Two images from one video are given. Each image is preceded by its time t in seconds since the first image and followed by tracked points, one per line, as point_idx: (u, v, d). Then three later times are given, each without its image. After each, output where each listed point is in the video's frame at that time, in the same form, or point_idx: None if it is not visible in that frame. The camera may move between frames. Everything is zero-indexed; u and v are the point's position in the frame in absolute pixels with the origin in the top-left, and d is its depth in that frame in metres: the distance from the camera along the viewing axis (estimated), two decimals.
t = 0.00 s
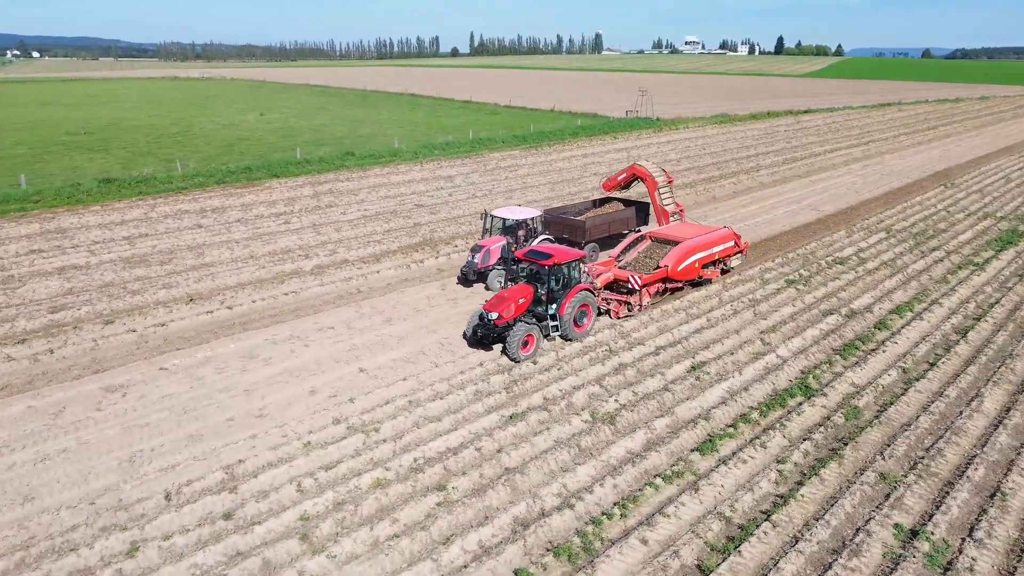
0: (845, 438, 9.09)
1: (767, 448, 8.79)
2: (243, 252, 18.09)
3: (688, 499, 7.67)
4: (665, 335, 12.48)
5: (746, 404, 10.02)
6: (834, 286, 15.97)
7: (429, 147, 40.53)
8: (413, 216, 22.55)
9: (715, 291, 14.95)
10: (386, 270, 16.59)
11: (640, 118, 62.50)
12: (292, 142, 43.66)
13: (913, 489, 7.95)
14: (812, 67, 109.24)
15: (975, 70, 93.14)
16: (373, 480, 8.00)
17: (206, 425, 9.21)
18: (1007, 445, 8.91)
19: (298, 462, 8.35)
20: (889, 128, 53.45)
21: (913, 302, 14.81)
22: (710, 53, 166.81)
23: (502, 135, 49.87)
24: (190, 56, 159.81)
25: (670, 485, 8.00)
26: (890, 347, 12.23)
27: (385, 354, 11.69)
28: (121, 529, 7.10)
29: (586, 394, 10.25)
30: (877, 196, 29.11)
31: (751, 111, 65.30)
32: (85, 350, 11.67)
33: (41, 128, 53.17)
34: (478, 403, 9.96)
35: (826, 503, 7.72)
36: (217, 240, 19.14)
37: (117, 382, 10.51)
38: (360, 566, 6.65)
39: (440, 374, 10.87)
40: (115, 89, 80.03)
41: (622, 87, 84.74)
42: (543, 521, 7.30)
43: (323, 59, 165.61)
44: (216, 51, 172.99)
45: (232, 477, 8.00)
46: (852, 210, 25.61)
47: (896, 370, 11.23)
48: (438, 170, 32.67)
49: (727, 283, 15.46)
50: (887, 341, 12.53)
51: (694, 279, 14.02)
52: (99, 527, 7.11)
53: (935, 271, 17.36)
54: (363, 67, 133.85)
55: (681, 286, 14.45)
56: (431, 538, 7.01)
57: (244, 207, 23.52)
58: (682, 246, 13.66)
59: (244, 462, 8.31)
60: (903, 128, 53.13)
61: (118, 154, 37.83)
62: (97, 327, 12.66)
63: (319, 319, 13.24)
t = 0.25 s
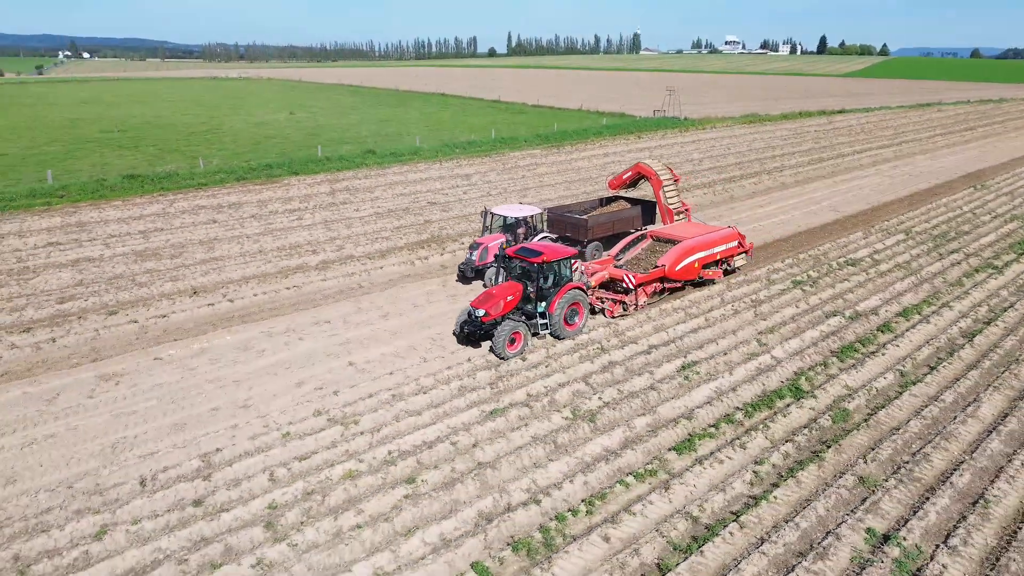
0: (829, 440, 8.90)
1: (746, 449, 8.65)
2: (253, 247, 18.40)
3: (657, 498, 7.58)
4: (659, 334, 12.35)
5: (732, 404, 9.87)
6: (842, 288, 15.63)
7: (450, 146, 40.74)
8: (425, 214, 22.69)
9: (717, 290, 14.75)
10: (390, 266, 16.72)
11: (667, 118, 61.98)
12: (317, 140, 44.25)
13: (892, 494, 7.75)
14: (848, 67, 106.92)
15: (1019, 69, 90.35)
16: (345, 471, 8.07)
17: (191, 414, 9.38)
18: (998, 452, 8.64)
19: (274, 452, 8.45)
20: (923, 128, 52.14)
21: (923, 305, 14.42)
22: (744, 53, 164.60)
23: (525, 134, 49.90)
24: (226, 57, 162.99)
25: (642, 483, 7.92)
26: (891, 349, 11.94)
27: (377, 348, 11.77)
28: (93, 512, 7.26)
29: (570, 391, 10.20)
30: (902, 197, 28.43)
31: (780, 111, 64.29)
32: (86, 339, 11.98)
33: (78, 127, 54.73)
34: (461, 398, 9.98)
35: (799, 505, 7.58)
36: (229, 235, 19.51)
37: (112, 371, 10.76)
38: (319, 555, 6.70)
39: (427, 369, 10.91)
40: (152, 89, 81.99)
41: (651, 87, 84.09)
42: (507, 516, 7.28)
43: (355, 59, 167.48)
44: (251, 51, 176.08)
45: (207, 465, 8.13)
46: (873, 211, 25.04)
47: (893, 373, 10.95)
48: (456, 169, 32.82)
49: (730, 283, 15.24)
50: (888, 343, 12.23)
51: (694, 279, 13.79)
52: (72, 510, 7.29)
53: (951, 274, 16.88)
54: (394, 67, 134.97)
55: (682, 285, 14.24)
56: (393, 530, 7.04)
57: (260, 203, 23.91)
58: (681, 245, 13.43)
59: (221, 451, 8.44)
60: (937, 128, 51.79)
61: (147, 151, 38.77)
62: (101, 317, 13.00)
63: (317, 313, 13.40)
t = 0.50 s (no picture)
0: (812, 443, 8.70)
1: (725, 450, 8.51)
2: (264, 242, 18.68)
3: (625, 497, 7.50)
4: (653, 333, 12.21)
5: (718, 405, 9.72)
6: (851, 290, 15.28)
7: (472, 145, 40.89)
8: (437, 211, 22.80)
9: (719, 290, 14.54)
10: (394, 262, 16.84)
11: (695, 117, 61.34)
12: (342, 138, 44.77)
13: (869, 499, 7.55)
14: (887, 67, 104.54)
15: None
16: (319, 462, 8.14)
17: (178, 403, 9.56)
18: (988, 459, 8.36)
19: (252, 442, 8.57)
20: (960, 129, 50.74)
21: (933, 308, 14.02)
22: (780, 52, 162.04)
23: (549, 133, 49.84)
24: (262, 57, 165.93)
25: (613, 481, 7.84)
26: (891, 352, 11.63)
27: (369, 342, 11.86)
28: (69, 495, 7.45)
29: (555, 388, 10.15)
30: (928, 199, 27.70)
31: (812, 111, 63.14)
32: (89, 329, 12.29)
33: (114, 124, 56.19)
34: (444, 393, 9.99)
35: (771, 508, 7.43)
36: (242, 230, 19.84)
37: (109, 360, 11.02)
38: (281, 543, 6.77)
39: (415, 363, 10.95)
40: (188, 88, 83.86)
41: (681, 87, 83.29)
42: (472, 510, 7.28)
43: (388, 59, 169.04)
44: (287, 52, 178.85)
45: (185, 453, 8.28)
46: (896, 213, 24.42)
47: (891, 377, 10.67)
48: (475, 167, 32.92)
49: (734, 283, 15.01)
50: (890, 346, 11.92)
51: (695, 279, 13.54)
52: (49, 493, 7.48)
53: (968, 277, 16.39)
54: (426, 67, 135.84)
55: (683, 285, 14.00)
56: (356, 520, 7.09)
57: (277, 199, 24.27)
58: (680, 245, 13.18)
59: (201, 440, 8.58)
60: (975, 129, 50.35)
61: (177, 148, 39.66)
62: (106, 308, 13.33)
63: (316, 308, 13.55)
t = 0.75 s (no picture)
0: (795, 446, 8.52)
1: (704, 450, 8.38)
2: (276, 237, 18.97)
3: (593, 495, 7.44)
4: (648, 332, 12.08)
5: (704, 405, 9.58)
6: (861, 292, 14.91)
7: (496, 144, 40.98)
8: (451, 209, 22.90)
9: (723, 290, 14.32)
10: (401, 258, 16.95)
11: (725, 117, 60.58)
12: (367, 137, 45.25)
13: (846, 504, 7.37)
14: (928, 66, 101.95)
15: None
16: (295, 452, 8.23)
17: (168, 392, 9.75)
18: (978, 466, 8.09)
19: (234, 431, 8.70)
20: (1000, 130, 49.17)
21: (945, 311, 13.60)
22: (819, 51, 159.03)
23: (574, 132, 49.72)
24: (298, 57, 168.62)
25: (584, 479, 7.79)
26: (893, 355, 11.32)
27: (363, 337, 11.96)
28: (50, 479, 7.66)
29: (541, 385, 10.10)
30: (958, 201, 26.89)
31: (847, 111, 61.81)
32: (95, 320, 12.63)
33: (150, 122, 57.64)
34: (429, 387, 10.02)
35: (742, 510, 7.30)
36: (257, 226, 20.18)
37: (109, 350, 11.31)
38: (246, 530, 6.87)
39: (405, 358, 11.01)
40: (223, 87, 85.64)
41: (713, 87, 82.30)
42: (438, 504, 7.29)
43: (422, 59, 170.33)
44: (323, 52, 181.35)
45: (167, 441, 8.45)
46: (921, 215, 23.77)
47: (888, 380, 10.39)
48: (495, 166, 32.97)
49: (739, 283, 14.77)
50: (893, 349, 11.60)
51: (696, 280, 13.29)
52: (32, 476, 7.71)
53: (987, 281, 15.86)
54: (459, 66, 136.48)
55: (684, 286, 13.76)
56: (322, 510, 7.15)
57: (295, 196, 24.63)
58: (681, 244, 12.91)
59: (185, 428, 8.75)
60: (1016, 130, 48.74)
61: (206, 146, 40.54)
62: (114, 300, 13.68)
63: (316, 302, 13.71)
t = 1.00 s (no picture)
0: (779, 449, 8.34)
1: (683, 451, 8.26)
2: (290, 233, 19.26)
3: (563, 492, 7.39)
4: (645, 330, 11.94)
5: (691, 405, 9.43)
6: (873, 294, 14.51)
7: (521, 143, 41.01)
8: (466, 207, 22.98)
9: (728, 290, 14.09)
10: (409, 254, 17.07)
11: (758, 117, 59.65)
12: (395, 136, 45.66)
13: (822, 509, 7.18)
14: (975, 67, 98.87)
15: None
16: (274, 442, 8.34)
17: (161, 381, 9.98)
18: (967, 474, 7.81)
19: (219, 420, 8.85)
20: None
21: (958, 316, 13.15)
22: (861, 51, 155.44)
23: (602, 131, 49.49)
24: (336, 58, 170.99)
25: (557, 476, 7.74)
26: (896, 359, 11.00)
27: (360, 331, 12.07)
28: (37, 462, 7.90)
29: (528, 382, 10.07)
30: (991, 203, 26.01)
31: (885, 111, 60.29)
32: (104, 311, 12.99)
33: (187, 120, 59.06)
34: (416, 382, 10.07)
35: (713, 511, 7.18)
36: (273, 222, 20.52)
37: (113, 340, 11.62)
38: (214, 516, 6.97)
39: (397, 352, 11.08)
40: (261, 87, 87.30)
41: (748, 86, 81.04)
42: (407, 496, 7.31)
43: (457, 59, 171.23)
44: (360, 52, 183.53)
45: (153, 428, 8.64)
46: (950, 218, 23.06)
47: (887, 385, 10.09)
48: (517, 165, 32.99)
49: (746, 283, 14.51)
50: (897, 353, 11.27)
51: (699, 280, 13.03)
52: (19, 459, 7.96)
53: (1009, 285, 15.29)
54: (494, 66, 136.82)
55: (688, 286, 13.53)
56: (292, 500, 7.23)
57: (315, 193, 24.98)
58: (683, 244, 12.66)
59: (172, 416, 8.93)
60: None
61: (238, 144, 41.36)
62: (125, 291, 14.05)
63: (319, 297, 13.89)
